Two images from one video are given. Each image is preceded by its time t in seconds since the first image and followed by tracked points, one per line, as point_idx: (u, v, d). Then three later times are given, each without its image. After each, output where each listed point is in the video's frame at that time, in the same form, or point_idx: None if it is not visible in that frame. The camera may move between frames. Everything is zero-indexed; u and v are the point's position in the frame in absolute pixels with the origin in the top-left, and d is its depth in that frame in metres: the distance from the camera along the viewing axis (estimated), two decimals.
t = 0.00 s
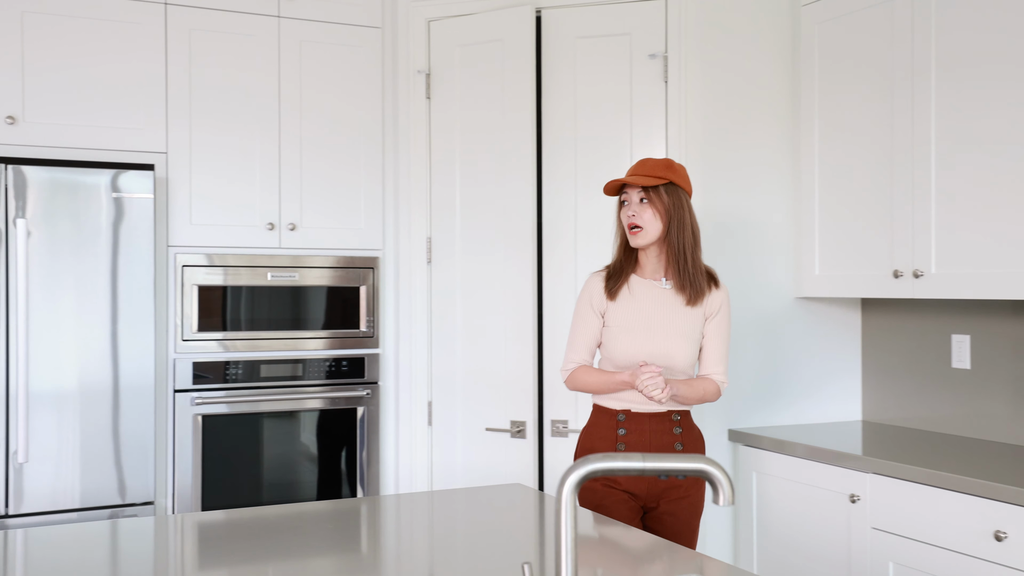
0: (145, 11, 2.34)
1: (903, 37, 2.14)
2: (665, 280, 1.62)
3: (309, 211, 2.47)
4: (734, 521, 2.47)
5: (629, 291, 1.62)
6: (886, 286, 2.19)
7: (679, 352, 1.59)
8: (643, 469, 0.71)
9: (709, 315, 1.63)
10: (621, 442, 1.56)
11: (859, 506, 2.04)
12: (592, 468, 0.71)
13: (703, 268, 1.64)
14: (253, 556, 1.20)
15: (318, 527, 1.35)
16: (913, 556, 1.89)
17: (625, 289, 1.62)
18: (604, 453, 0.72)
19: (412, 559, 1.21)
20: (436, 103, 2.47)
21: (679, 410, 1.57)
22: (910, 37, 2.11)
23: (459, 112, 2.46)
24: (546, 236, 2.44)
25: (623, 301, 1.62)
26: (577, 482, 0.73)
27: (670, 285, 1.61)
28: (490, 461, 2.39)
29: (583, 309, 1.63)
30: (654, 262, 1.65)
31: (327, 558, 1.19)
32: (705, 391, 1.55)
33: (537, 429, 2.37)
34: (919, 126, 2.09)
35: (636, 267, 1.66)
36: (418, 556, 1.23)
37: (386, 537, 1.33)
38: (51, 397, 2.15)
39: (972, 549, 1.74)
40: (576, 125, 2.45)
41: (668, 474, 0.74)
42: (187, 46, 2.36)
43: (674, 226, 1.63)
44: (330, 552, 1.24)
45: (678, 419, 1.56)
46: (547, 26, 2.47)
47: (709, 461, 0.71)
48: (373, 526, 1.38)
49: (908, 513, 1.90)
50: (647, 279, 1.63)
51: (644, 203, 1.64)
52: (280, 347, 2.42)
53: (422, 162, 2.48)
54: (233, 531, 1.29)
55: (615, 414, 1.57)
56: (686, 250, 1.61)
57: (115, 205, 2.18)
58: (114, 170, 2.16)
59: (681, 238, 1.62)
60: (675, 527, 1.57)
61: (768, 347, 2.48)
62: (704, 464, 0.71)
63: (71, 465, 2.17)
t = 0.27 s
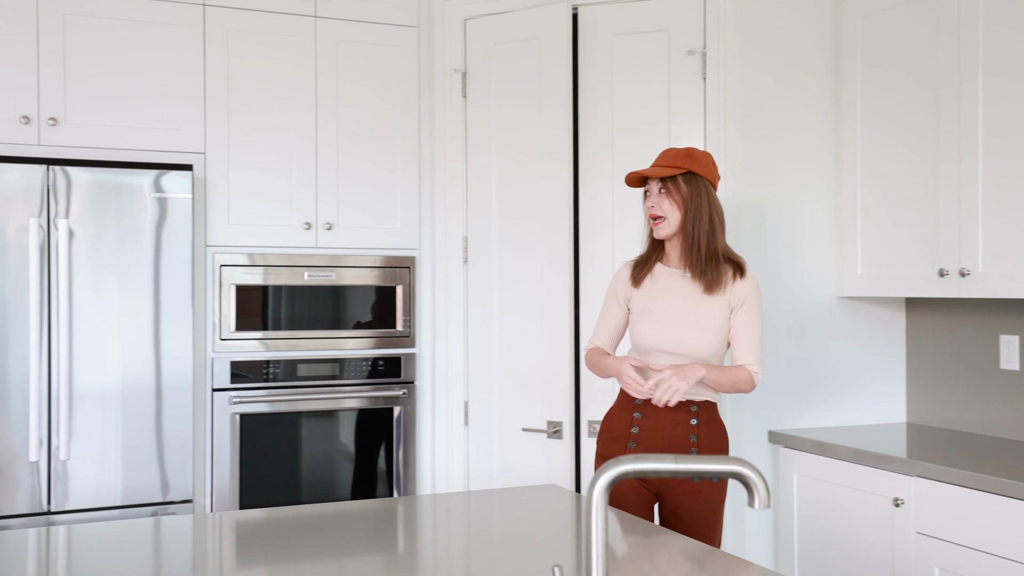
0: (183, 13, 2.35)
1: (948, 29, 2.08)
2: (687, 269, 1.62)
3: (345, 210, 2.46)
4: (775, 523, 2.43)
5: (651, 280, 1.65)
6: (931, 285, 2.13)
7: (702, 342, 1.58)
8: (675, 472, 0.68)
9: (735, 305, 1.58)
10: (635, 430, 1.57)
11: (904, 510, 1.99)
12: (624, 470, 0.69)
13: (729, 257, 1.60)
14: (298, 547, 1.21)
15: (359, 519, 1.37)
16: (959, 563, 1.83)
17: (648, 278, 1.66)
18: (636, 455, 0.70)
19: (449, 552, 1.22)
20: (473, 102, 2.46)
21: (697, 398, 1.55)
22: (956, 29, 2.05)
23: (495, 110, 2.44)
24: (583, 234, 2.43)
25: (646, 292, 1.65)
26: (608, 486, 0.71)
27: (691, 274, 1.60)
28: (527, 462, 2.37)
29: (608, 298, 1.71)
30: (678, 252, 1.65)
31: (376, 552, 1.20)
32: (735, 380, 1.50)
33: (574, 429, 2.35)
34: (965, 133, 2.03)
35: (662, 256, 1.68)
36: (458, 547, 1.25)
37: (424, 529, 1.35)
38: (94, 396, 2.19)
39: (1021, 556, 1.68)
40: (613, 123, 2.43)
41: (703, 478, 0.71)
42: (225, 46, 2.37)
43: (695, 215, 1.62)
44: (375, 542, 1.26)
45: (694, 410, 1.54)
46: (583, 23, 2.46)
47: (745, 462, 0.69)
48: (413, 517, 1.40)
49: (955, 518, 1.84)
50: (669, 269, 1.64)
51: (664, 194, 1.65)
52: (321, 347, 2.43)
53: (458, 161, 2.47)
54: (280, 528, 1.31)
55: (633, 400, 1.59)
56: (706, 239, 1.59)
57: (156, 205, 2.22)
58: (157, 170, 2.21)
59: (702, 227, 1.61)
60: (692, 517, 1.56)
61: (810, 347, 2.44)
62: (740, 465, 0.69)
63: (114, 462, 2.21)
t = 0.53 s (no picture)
0: (227, 16, 2.37)
1: (999, 24, 2.02)
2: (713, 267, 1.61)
3: (387, 211, 2.47)
4: (820, 528, 2.39)
5: (677, 279, 1.65)
6: (981, 287, 2.08)
7: (731, 340, 1.57)
8: (711, 477, 0.72)
9: (762, 304, 1.57)
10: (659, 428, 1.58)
11: (953, 516, 1.94)
12: (658, 475, 0.73)
13: (756, 255, 1.59)
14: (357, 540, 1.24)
15: (410, 514, 1.39)
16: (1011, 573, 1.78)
17: (674, 276, 1.65)
18: (671, 461, 0.73)
19: (497, 549, 1.23)
20: (513, 102, 2.46)
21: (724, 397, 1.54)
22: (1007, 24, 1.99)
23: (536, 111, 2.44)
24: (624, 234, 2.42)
25: (672, 290, 1.65)
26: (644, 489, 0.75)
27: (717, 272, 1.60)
28: (568, 463, 2.36)
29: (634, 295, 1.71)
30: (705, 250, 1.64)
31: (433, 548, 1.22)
32: (769, 377, 1.47)
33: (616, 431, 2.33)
34: (1017, 147, 1.97)
35: (688, 255, 1.67)
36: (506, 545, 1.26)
37: (465, 526, 1.36)
38: (142, 395, 2.23)
39: None
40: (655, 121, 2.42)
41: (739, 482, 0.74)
42: (269, 49, 2.39)
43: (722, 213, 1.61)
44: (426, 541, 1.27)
45: (719, 410, 1.53)
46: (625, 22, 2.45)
47: (779, 468, 0.72)
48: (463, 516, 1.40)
49: (1007, 527, 1.79)
50: (696, 266, 1.63)
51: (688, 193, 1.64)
52: (365, 347, 2.44)
53: (499, 161, 2.48)
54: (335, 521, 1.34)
55: (658, 397, 1.60)
56: (732, 237, 1.58)
57: (202, 207, 2.26)
58: (203, 173, 2.24)
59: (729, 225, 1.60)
60: (717, 519, 1.54)
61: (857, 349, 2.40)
62: (773, 471, 0.72)
63: (161, 460, 2.25)
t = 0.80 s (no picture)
0: (274, 19, 2.40)
1: None
2: (727, 267, 1.62)
3: (431, 212, 2.49)
4: (869, 532, 2.33)
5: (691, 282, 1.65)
6: None
7: (744, 340, 1.57)
8: (753, 479, 0.68)
9: (776, 303, 1.56)
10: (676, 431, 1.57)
11: (1008, 521, 1.87)
12: (700, 477, 0.70)
13: (769, 255, 1.60)
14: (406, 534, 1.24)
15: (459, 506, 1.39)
16: None
17: (687, 280, 1.66)
18: (713, 462, 0.70)
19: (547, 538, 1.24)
20: (558, 101, 2.46)
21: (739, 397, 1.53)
22: None
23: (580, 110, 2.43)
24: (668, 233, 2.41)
25: (685, 290, 1.65)
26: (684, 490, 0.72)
27: (732, 272, 1.61)
28: (613, 463, 2.36)
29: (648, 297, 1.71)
30: (719, 250, 1.65)
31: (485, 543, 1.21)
32: (784, 376, 1.47)
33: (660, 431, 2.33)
34: None
35: (701, 255, 1.68)
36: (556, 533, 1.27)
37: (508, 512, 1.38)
38: (192, 393, 2.26)
39: None
40: (700, 120, 2.40)
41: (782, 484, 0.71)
42: (314, 51, 2.42)
43: (740, 215, 1.63)
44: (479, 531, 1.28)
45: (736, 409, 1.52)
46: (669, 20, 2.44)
47: (823, 470, 0.69)
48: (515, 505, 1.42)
49: None
50: (710, 268, 1.64)
51: (712, 190, 1.64)
52: (410, 347, 2.46)
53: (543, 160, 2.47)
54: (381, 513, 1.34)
55: (673, 399, 1.59)
56: (750, 239, 1.60)
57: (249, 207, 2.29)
58: (252, 175, 2.27)
59: (746, 227, 1.62)
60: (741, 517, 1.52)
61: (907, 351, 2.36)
62: (818, 474, 0.69)
63: (210, 457, 2.28)
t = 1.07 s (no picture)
0: (313, 21, 2.42)
1: None
2: (715, 269, 1.64)
3: (469, 212, 2.51)
4: (911, 536, 2.24)
5: (678, 283, 1.66)
6: None
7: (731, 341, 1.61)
8: (789, 477, 0.68)
9: (761, 302, 1.61)
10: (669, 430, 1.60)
11: None
12: (733, 476, 0.70)
13: (754, 256, 1.65)
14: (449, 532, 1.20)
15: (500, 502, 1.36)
16: None
17: (675, 280, 1.66)
18: (746, 461, 0.70)
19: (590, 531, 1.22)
20: (595, 102, 2.46)
21: (730, 396, 1.57)
22: None
23: (617, 109, 2.43)
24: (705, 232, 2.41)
25: (673, 291, 1.66)
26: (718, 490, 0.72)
27: (720, 274, 1.63)
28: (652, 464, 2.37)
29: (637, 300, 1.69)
30: (706, 251, 1.67)
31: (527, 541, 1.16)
32: (764, 373, 1.53)
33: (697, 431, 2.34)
34: None
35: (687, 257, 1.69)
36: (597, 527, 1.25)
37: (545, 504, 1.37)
38: (233, 392, 2.28)
39: None
40: (739, 118, 2.45)
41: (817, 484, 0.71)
42: (353, 52, 2.44)
43: (729, 218, 1.65)
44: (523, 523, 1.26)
45: (728, 408, 1.56)
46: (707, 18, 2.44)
47: (860, 470, 0.69)
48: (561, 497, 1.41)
49: None
50: (696, 269, 1.66)
51: (707, 191, 1.65)
52: (448, 346, 2.48)
53: (580, 162, 2.47)
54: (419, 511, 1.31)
55: (666, 400, 1.62)
56: (739, 241, 1.63)
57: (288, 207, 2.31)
58: (293, 175, 2.29)
59: (735, 229, 1.65)
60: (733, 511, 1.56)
61: (951, 349, 2.28)
62: (854, 474, 0.68)
63: (250, 455, 2.31)
